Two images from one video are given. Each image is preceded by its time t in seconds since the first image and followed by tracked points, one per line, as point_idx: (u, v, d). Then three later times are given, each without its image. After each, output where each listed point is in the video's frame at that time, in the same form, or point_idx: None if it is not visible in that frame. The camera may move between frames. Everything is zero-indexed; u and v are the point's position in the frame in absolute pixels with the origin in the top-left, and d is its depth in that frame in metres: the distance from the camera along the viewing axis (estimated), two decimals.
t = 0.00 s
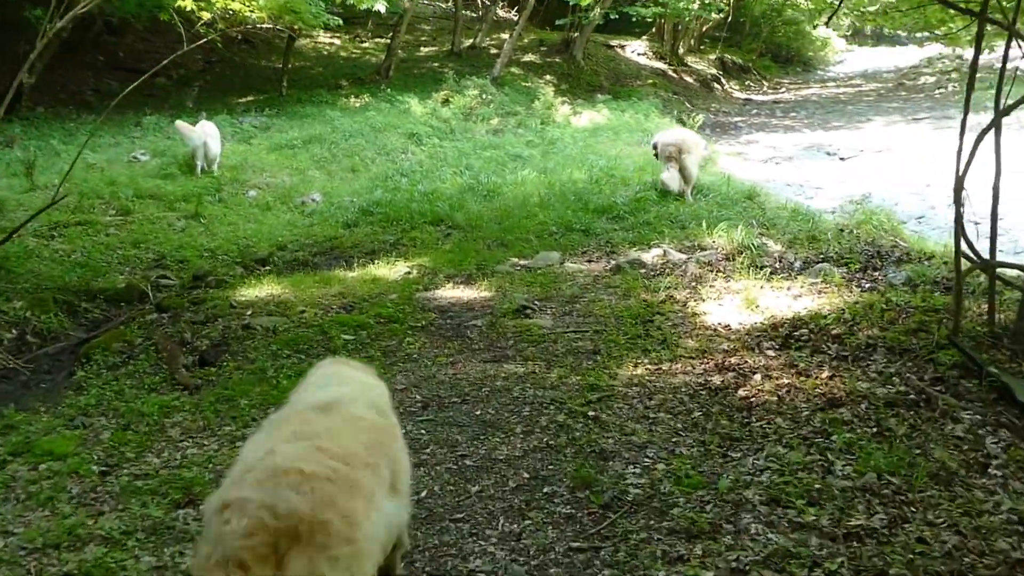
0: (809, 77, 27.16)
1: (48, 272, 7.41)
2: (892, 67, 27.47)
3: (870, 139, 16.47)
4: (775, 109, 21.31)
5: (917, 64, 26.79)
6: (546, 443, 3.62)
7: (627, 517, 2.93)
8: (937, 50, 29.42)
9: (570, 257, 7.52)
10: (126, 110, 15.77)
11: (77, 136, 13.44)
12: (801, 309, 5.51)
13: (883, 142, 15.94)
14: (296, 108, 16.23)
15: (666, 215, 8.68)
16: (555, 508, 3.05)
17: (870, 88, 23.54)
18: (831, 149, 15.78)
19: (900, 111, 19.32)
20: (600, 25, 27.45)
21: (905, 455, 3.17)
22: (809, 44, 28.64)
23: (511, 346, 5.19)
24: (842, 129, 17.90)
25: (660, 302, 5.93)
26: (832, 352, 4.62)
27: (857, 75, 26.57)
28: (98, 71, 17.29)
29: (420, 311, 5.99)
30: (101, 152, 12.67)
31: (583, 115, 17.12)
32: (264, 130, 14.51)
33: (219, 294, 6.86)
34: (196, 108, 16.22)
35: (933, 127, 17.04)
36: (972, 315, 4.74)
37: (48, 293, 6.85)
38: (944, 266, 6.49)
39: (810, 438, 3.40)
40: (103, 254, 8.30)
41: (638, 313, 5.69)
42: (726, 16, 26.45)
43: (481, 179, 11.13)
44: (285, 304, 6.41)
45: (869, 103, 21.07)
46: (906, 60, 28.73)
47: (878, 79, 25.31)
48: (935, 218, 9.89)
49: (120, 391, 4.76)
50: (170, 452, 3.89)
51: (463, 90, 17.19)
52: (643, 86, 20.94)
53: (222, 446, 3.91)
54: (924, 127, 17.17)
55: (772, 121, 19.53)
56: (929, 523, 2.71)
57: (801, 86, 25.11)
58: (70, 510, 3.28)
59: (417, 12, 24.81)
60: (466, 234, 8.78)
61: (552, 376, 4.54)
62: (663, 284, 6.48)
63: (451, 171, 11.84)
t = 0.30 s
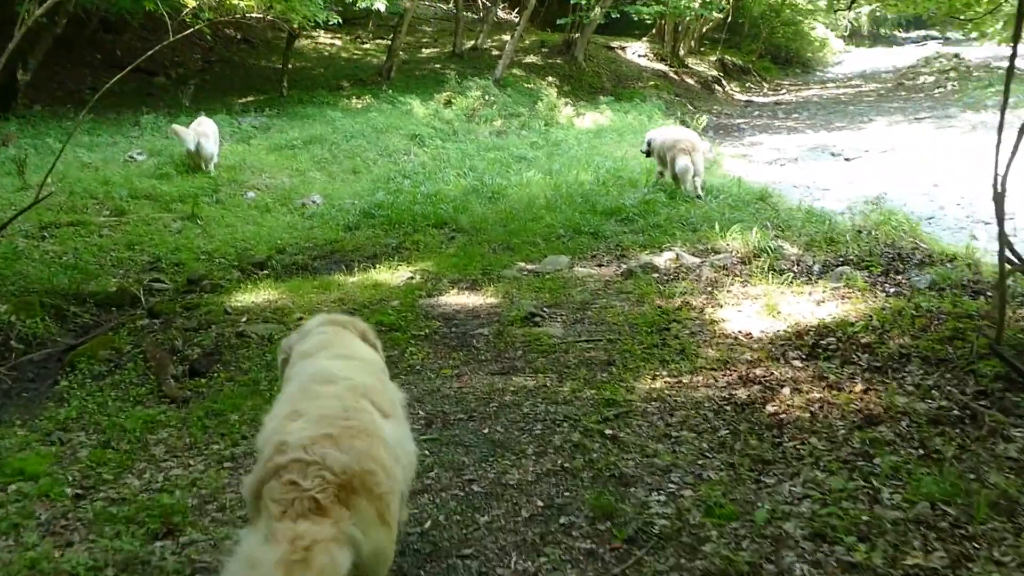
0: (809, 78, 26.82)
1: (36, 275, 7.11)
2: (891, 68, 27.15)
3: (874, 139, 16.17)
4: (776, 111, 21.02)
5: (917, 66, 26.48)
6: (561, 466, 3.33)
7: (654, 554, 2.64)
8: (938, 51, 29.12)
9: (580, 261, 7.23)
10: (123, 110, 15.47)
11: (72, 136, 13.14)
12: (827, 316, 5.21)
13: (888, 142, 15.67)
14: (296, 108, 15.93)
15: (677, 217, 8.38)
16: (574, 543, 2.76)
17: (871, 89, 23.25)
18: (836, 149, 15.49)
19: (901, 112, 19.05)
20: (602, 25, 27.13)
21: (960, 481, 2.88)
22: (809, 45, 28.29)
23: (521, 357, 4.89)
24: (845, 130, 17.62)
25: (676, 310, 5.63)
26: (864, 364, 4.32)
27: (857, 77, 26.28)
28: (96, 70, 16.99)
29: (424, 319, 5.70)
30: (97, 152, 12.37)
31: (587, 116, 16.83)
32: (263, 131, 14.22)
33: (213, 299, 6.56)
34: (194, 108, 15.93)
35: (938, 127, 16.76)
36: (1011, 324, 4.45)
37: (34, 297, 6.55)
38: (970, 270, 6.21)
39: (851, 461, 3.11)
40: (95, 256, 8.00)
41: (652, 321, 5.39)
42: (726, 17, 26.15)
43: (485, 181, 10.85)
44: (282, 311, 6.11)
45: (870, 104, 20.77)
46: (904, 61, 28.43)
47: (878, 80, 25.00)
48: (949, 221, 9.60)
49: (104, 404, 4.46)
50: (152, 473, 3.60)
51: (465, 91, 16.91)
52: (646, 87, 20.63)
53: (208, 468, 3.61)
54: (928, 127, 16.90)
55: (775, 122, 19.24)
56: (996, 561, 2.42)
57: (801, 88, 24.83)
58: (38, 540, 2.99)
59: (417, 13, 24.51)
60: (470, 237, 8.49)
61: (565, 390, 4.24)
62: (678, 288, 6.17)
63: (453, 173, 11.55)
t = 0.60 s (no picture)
0: (811, 79, 26.52)
1: (22, 281, 6.82)
2: (893, 69, 26.86)
3: (879, 140, 15.88)
4: (780, 111, 20.72)
5: (919, 67, 26.19)
6: (578, 497, 3.07)
7: None
8: (940, 52, 28.85)
9: (589, 266, 6.94)
10: (120, 112, 15.16)
11: (66, 138, 12.85)
12: (854, 326, 4.91)
13: (894, 143, 15.39)
14: (296, 109, 15.64)
15: (688, 220, 8.09)
16: None
17: (874, 91, 22.98)
18: (841, 150, 15.20)
19: (907, 113, 18.76)
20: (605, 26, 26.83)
21: None
22: (812, 46, 28.00)
23: (529, 369, 4.60)
24: (850, 130, 17.33)
25: (692, 318, 5.32)
26: (899, 381, 4.03)
27: (859, 77, 26.00)
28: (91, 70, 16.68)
29: (425, 328, 5.40)
30: (91, 154, 12.08)
31: (591, 116, 16.54)
32: (262, 132, 13.93)
33: (204, 307, 6.25)
34: (191, 109, 15.62)
35: (943, 128, 16.50)
36: None
37: (18, 304, 6.24)
38: (1000, 276, 5.90)
39: (901, 496, 2.86)
40: (85, 262, 7.71)
41: (667, 330, 5.09)
42: (730, 17, 25.87)
43: (487, 182, 10.56)
44: (277, 320, 5.81)
45: (874, 105, 20.49)
46: (907, 62, 28.12)
47: (880, 81, 24.70)
48: (963, 225, 9.31)
49: (84, 423, 4.17)
50: (133, 505, 3.33)
51: (468, 92, 16.62)
52: (649, 89, 20.33)
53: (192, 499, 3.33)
54: (933, 128, 16.63)
55: (778, 123, 18.95)
56: None
57: (804, 89, 24.54)
58: None
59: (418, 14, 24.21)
60: (474, 240, 8.21)
61: (579, 408, 3.95)
62: (692, 295, 5.85)
63: (456, 174, 11.26)
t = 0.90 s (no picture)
0: (807, 86, 26.24)
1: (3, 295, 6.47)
2: (890, 75, 26.57)
3: (879, 145, 15.56)
4: (778, 118, 20.42)
5: (914, 72, 25.94)
6: (600, 543, 2.80)
7: None
8: (934, 58, 28.63)
9: (596, 277, 6.60)
10: (113, 120, 14.81)
11: (57, 147, 12.49)
12: (884, 343, 4.58)
13: (893, 148, 15.10)
14: (293, 117, 15.31)
15: (699, 227, 7.76)
16: None
17: (866, 97, 22.69)
18: (841, 156, 14.91)
19: (902, 118, 18.48)
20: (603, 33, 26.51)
21: None
22: (807, 53, 27.74)
23: (537, 391, 4.26)
24: (849, 136, 17.04)
25: (710, 334, 4.98)
26: (943, 403, 3.69)
27: (854, 84, 25.73)
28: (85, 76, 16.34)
29: (423, 346, 5.06)
30: (82, 162, 11.73)
31: (592, 124, 16.23)
32: (258, 139, 13.60)
33: (192, 323, 5.91)
34: (187, 116, 15.28)
35: (943, 133, 16.18)
36: None
37: None
38: None
39: (969, 541, 2.59)
40: (71, 275, 7.35)
41: (684, 347, 4.75)
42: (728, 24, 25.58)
43: (488, 190, 10.24)
44: (268, 339, 5.47)
45: (872, 111, 20.20)
46: (903, 68, 27.84)
47: (877, 87, 24.41)
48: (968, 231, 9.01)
49: (54, 453, 3.83)
50: (102, 551, 2.99)
51: (468, 99, 16.31)
52: (649, 95, 20.02)
53: (169, 546, 2.99)
54: (933, 132, 16.31)
55: (775, 130, 18.65)
56: None
57: (800, 95, 24.25)
58: None
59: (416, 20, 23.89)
60: (475, 252, 7.87)
61: (594, 436, 3.61)
62: (709, 308, 5.51)
63: (456, 182, 10.94)
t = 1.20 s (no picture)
0: (798, 95, 25.96)
1: None
2: (880, 84, 26.35)
3: (874, 154, 15.25)
4: (771, 127, 20.12)
5: (904, 82, 25.70)
6: None
7: None
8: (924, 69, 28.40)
9: (597, 291, 6.25)
10: (96, 128, 14.41)
11: (37, 156, 12.09)
12: (914, 365, 4.24)
13: (889, 157, 14.82)
14: (282, 125, 14.93)
15: (703, 238, 7.42)
16: None
17: (857, 107, 22.45)
18: (837, 165, 14.61)
19: (896, 128, 18.22)
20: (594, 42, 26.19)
21: None
22: (797, 63, 27.49)
23: (538, 419, 3.89)
24: (844, 145, 16.74)
25: (723, 355, 4.62)
26: (989, 437, 3.34)
27: (844, 93, 25.48)
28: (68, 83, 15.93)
29: (412, 367, 4.70)
30: (62, 171, 11.34)
31: (585, 132, 15.89)
32: (245, 147, 13.22)
33: (167, 342, 5.54)
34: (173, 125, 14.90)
35: (938, 142, 15.90)
36: None
37: None
38: None
39: None
40: (43, 290, 6.96)
41: (697, 370, 4.39)
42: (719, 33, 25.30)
43: (481, 199, 9.89)
44: (247, 360, 5.10)
45: (865, 120, 19.93)
46: (892, 78, 27.60)
47: (868, 97, 24.15)
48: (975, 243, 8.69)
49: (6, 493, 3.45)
50: None
51: (460, 106, 15.96)
52: (642, 104, 19.69)
53: None
54: (928, 141, 16.04)
55: (768, 139, 18.34)
56: None
57: (793, 105, 23.97)
58: None
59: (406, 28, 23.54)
60: (469, 263, 7.51)
61: (604, 473, 3.24)
62: (720, 327, 5.15)
63: (449, 191, 10.58)
